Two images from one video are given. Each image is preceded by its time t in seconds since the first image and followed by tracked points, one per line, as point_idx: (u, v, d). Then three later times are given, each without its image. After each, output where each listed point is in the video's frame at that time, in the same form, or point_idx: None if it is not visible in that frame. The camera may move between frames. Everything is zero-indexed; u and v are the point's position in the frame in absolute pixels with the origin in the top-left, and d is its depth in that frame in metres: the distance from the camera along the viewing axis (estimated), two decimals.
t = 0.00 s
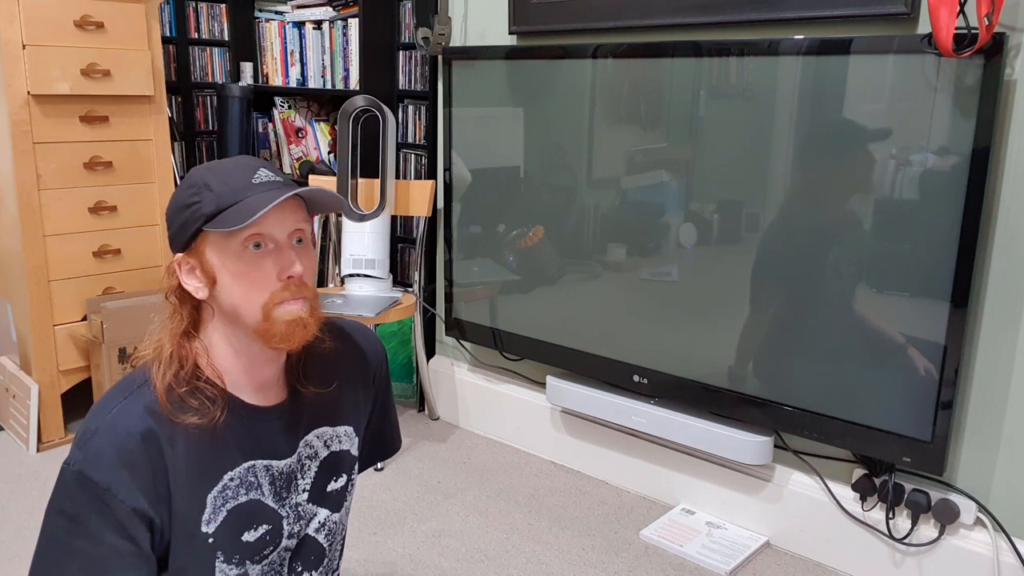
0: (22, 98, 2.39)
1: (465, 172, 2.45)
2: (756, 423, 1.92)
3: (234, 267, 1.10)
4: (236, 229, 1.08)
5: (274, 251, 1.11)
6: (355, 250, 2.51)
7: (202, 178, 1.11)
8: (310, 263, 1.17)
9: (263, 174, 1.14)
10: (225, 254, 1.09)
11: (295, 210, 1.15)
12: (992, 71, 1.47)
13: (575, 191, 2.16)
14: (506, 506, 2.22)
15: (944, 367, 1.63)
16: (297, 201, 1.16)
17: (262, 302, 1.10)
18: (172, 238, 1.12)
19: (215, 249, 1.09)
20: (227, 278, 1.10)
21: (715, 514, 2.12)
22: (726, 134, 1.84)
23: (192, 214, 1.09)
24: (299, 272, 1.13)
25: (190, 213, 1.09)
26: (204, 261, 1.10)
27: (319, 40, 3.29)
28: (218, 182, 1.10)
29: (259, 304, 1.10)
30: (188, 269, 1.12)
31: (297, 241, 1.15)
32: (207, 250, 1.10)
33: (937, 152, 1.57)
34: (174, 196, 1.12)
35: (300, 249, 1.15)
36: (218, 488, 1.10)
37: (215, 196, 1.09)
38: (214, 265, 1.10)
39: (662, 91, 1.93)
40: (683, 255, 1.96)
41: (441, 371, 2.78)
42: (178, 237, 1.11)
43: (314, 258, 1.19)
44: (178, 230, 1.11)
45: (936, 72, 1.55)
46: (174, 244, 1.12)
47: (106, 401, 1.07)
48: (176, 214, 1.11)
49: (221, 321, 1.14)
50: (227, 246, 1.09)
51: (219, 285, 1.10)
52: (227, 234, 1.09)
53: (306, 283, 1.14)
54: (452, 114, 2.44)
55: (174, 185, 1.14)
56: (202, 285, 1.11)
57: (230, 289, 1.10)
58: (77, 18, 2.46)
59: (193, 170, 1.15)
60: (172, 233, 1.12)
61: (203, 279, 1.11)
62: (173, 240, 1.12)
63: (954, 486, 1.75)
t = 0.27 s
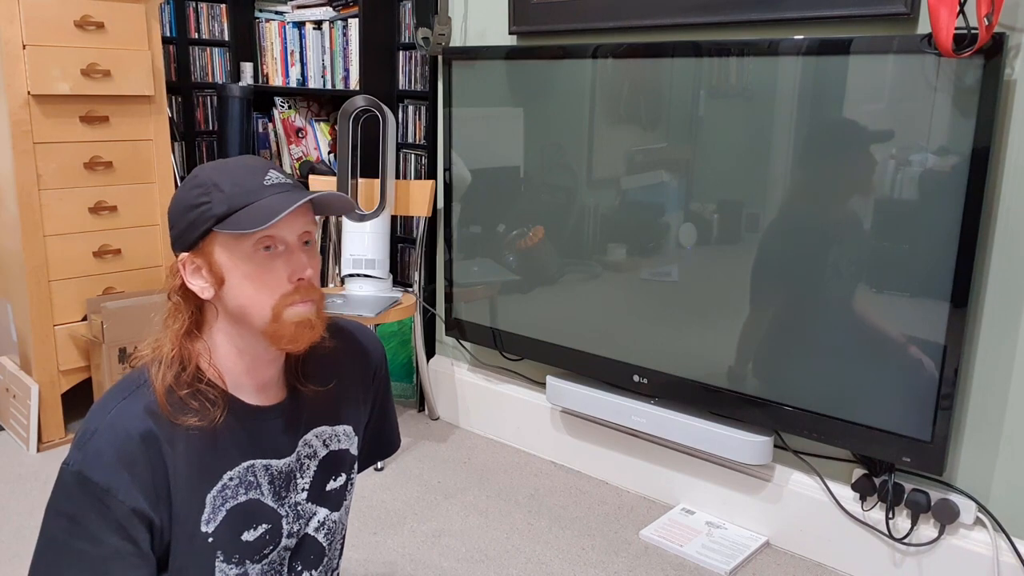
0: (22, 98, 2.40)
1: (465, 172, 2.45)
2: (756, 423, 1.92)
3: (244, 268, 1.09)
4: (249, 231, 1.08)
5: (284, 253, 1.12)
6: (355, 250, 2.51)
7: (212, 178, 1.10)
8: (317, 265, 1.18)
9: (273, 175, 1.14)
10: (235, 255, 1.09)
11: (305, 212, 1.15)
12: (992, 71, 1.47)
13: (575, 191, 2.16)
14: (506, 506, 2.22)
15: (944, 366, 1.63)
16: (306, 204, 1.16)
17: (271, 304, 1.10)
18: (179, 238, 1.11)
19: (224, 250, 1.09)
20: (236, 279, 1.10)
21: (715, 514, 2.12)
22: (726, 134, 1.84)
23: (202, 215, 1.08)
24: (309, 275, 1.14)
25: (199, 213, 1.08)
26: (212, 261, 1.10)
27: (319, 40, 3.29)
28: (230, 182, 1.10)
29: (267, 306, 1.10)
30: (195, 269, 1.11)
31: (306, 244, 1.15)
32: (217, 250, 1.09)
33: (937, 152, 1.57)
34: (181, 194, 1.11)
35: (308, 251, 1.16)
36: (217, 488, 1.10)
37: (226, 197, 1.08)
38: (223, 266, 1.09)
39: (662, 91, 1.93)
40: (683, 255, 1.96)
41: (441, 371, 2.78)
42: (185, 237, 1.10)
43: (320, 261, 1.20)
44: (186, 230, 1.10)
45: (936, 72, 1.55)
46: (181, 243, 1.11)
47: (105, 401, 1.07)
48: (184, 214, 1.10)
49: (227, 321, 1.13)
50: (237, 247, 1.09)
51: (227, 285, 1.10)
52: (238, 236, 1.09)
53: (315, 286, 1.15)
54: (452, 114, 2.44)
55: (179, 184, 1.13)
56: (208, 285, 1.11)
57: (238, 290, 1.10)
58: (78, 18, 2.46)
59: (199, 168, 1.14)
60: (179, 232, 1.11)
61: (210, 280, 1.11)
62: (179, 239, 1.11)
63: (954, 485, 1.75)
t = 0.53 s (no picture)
0: (22, 98, 2.40)
1: (465, 172, 2.45)
2: (755, 423, 1.92)
3: (215, 266, 1.11)
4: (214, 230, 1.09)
5: (253, 253, 1.11)
6: (355, 250, 2.51)
7: (195, 178, 1.14)
8: (296, 265, 1.16)
9: (251, 175, 1.15)
10: (207, 253, 1.11)
11: (280, 212, 1.14)
12: (992, 71, 1.47)
13: (576, 191, 2.16)
14: (506, 505, 2.22)
15: (944, 366, 1.63)
16: (283, 203, 1.15)
17: (239, 303, 1.10)
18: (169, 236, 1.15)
19: (199, 248, 1.11)
20: (208, 277, 1.11)
21: (715, 514, 2.12)
22: (726, 134, 1.84)
23: (180, 214, 1.12)
24: (276, 277, 1.12)
25: (179, 212, 1.12)
26: (191, 259, 1.13)
27: (319, 40, 3.29)
28: (206, 182, 1.12)
29: (236, 305, 1.11)
30: (180, 267, 1.14)
31: (281, 244, 1.15)
32: (194, 248, 1.12)
33: (937, 152, 1.57)
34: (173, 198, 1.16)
35: (284, 251, 1.15)
36: (210, 486, 1.10)
37: (200, 197, 1.11)
38: (199, 264, 1.12)
39: (662, 91, 1.93)
40: (683, 255, 1.96)
41: (441, 371, 2.78)
42: (173, 235, 1.15)
43: (305, 262, 1.18)
44: (172, 229, 1.14)
45: (936, 73, 1.55)
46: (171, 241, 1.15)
47: (100, 397, 1.08)
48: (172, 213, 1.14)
49: (209, 319, 1.15)
50: (208, 246, 1.11)
51: (203, 283, 1.12)
52: (208, 234, 1.10)
53: (285, 287, 1.13)
54: (452, 114, 2.44)
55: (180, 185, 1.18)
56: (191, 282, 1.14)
57: (210, 288, 1.11)
58: (78, 18, 2.46)
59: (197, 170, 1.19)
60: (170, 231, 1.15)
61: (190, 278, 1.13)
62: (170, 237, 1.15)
63: (954, 485, 1.75)
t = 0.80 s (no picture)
0: (22, 98, 2.39)
1: (465, 172, 2.45)
2: (755, 423, 1.92)
3: (201, 267, 1.11)
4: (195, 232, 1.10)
5: (236, 253, 1.11)
6: (355, 250, 2.51)
7: (178, 182, 1.15)
8: (282, 261, 1.15)
9: (230, 173, 1.14)
10: (192, 255, 1.11)
11: (260, 210, 1.14)
12: (992, 71, 1.47)
13: (576, 191, 2.16)
14: (506, 505, 2.22)
15: (945, 366, 1.62)
16: (265, 201, 1.15)
17: (224, 302, 1.10)
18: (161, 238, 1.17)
19: (185, 250, 1.12)
20: (195, 278, 1.12)
21: (716, 514, 2.12)
22: (726, 134, 1.84)
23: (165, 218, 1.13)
24: (259, 275, 1.11)
25: (166, 216, 1.14)
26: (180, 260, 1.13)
27: (319, 39, 3.28)
28: (188, 184, 1.13)
29: (222, 305, 1.11)
30: (173, 269, 1.15)
31: (265, 242, 1.14)
32: (181, 251, 1.13)
33: (937, 152, 1.57)
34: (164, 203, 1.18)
35: (268, 249, 1.14)
36: (211, 483, 1.10)
37: (182, 200, 1.12)
38: (187, 266, 1.12)
39: (662, 91, 1.93)
40: (683, 255, 1.96)
41: (441, 371, 2.78)
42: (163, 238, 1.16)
43: (293, 259, 1.17)
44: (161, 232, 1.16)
45: (936, 72, 1.55)
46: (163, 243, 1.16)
47: (100, 394, 1.07)
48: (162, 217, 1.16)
49: (202, 319, 1.15)
50: (192, 247, 1.11)
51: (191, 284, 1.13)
52: (191, 236, 1.11)
53: (269, 285, 1.12)
54: (452, 114, 2.44)
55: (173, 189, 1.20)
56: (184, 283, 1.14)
57: (198, 289, 1.12)
58: (77, 18, 2.46)
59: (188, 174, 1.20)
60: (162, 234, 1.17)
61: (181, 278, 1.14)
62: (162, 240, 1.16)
63: (954, 486, 1.75)
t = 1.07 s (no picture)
0: (22, 98, 2.39)
1: (465, 172, 2.45)
2: (755, 423, 1.92)
3: (201, 265, 1.11)
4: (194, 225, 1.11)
5: (237, 251, 1.11)
6: (355, 250, 2.51)
7: (181, 180, 1.15)
8: (284, 261, 1.15)
9: (234, 172, 1.14)
10: (195, 254, 1.12)
11: (263, 208, 1.14)
12: (992, 71, 1.47)
13: (576, 191, 2.16)
14: (506, 505, 2.22)
15: (945, 366, 1.62)
16: (268, 200, 1.15)
17: (224, 301, 1.10)
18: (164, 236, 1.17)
19: (186, 248, 1.12)
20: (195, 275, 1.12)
21: (715, 514, 2.12)
22: (726, 134, 1.84)
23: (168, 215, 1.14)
24: (259, 273, 1.11)
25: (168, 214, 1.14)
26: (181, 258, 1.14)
27: (319, 39, 3.28)
28: (191, 182, 1.13)
29: (222, 304, 1.11)
30: (174, 268, 1.16)
31: (268, 240, 1.14)
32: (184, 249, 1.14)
33: (937, 152, 1.57)
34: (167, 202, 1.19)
35: (270, 248, 1.14)
36: (206, 482, 1.10)
37: (185, 198, 1.12)
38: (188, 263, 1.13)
39: (662, 91, 1.93)
40: (683, 255, 1.96)
41: (441, 371, 2.78)
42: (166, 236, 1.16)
43: (294, 258, 1.18)
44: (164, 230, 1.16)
45: (936, 72, 1.55)
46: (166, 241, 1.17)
47: (100, 388, 1.09)
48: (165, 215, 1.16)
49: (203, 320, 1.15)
50: (194, 245, 1.11)
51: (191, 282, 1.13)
52: (192, 233, 1.11)
53: (270, 284, 1.12)
54: (452, 114, 2.44)
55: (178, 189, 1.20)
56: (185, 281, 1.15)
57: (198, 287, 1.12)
58: (77, 18, 2.46)
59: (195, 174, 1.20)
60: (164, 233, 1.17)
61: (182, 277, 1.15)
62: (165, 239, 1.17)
63: (954, 486, 1.75)
